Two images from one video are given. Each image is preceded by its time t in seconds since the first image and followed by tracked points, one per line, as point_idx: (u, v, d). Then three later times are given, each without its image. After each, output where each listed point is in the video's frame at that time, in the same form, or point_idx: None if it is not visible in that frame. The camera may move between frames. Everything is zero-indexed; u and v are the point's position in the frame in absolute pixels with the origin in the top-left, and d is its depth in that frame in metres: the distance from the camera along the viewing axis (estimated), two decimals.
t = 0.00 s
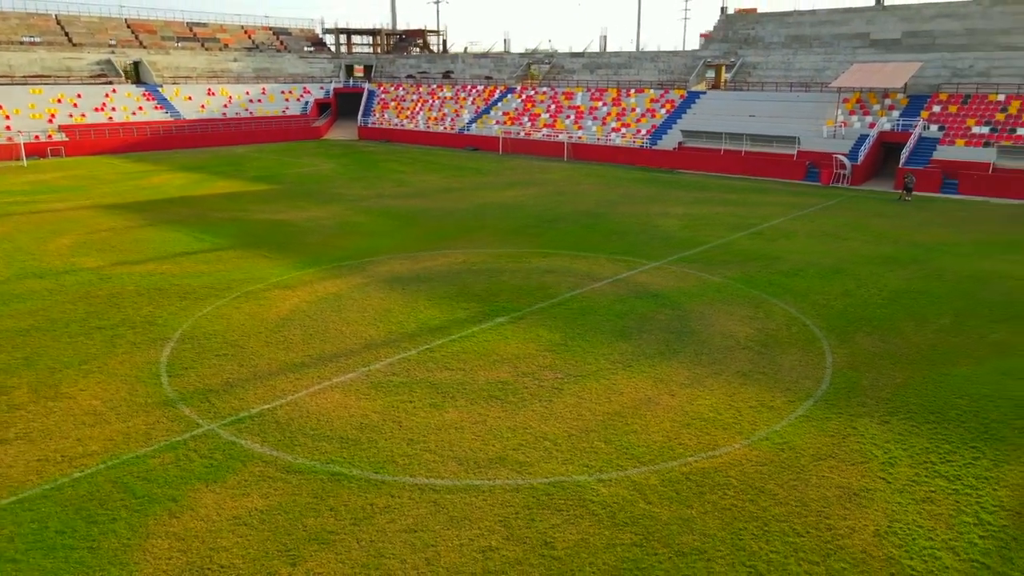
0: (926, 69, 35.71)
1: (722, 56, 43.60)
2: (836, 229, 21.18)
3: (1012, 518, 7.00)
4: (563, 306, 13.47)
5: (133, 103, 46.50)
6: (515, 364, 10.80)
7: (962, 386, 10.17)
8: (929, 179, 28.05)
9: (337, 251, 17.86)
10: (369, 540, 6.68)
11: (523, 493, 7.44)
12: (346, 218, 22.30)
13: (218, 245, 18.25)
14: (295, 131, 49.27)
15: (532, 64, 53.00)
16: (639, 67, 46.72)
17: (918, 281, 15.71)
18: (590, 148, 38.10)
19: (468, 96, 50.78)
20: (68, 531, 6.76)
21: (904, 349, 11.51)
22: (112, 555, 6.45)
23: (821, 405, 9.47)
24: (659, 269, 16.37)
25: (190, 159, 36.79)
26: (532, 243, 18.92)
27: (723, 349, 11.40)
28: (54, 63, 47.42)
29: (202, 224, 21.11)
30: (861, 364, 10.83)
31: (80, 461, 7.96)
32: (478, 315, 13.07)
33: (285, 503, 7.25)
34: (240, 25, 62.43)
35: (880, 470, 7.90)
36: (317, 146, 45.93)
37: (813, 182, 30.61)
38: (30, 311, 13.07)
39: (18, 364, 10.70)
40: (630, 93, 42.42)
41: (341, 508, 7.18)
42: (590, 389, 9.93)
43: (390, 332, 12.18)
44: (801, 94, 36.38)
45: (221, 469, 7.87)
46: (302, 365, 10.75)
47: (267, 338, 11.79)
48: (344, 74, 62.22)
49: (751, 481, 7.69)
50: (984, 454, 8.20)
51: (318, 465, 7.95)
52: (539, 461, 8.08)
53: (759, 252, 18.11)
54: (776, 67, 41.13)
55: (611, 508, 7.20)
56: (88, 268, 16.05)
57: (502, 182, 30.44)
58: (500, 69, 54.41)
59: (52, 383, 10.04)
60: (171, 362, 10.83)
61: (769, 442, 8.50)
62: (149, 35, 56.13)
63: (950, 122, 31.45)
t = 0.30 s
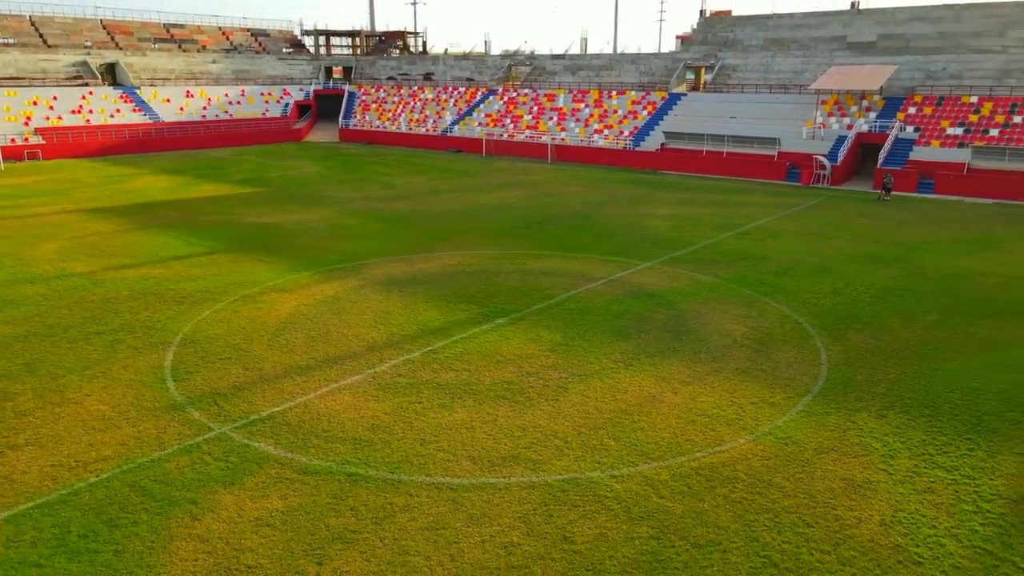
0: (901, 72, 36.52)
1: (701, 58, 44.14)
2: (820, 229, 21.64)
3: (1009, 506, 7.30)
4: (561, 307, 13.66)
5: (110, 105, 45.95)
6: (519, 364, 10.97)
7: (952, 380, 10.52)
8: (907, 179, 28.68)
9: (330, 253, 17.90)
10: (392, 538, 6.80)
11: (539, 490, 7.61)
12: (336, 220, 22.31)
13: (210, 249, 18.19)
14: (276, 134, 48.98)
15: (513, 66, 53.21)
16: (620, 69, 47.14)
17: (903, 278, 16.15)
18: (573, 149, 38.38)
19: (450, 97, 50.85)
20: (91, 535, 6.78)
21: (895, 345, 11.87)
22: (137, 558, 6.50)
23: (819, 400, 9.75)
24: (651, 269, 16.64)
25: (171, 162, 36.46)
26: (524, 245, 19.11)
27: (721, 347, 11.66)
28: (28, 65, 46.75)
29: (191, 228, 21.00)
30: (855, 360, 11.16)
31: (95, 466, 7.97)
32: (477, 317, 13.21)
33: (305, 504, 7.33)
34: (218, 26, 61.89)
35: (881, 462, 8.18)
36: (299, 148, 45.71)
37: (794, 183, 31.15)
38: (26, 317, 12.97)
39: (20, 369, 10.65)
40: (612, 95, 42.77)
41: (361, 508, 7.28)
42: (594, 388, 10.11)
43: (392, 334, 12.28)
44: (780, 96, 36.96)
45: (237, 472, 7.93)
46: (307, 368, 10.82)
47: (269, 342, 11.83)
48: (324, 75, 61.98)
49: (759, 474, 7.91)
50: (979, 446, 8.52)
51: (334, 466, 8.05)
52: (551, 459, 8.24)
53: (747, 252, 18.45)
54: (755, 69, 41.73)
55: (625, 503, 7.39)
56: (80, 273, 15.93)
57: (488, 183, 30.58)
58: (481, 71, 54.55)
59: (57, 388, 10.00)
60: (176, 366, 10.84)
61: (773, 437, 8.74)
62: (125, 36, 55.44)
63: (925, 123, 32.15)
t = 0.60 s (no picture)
0: (881, 74, 37.15)
1: (686, 60, 44.52)
2: (807, 229, 21.98)
3: (1007, 497, 7.55)
4: (559, 307, 13.80)
5: (92, 107, 45.46)
6: (522, 364, 11.09)
7: (945, 376, 10.80)
8: (890, 179, 29.14)
9: (325, 256, 17.90)
10: (410, 536, 6.90)
11: (551, 487, 7.74)
12: (328, 222, 22.28)
13: (203, 252, 18.13)
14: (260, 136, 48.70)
15: (498, 68, 53.32)
16: (605, 71, 47.42)
17: (891, 277, 16.49)
18: (560, 151, 38.58)
19: (435, 99, 50.85)
20: (110, 539, 6.81)
21: (887, 343, 12.14)
22: (158, 559, 6.55)
23: (818, 397, 9.97)
24: (645, 269, 16.84)
25: (156, 165, 36.16)
26: (518, 246, 19.22)
27: (719, 346, 11.86)
28: (7, 66, 46.11)
29: (181, 231, 20.88)
30: (850, 358, 11.41)
31: (107, 470, 7.99)
32: (477, 318, 13.31)
33: (321, 504, 7.41)
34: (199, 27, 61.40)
35: (881, 456, 8.40)
36: (284, 150, 45.49)
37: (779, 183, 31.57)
38: (22, 321, 12.88)
39: (21, 374, 10.59)
40: (597, 96, 42.96)
41: (377, 507, 7.37)
42: (598, 387, 10.25)
43: (393, 335, 12.34)
44: (764, 98, 37.38)
45: (251, 474, 7.98)
46: (311, 370, 10.85)
47: (271, 344, 11.85)
48: (307, 76, 61.75)
49: (765, 470, 8.09)
50: (974, 439, 8.78)
51: (347, 467, 8.13)
52: (561, 457, 8.38)
53: (738, 252, 18.71)
54: (739, 71, 42.21)
55: (636, 499, 7.54)
56: (73, 277, 15.81)
57: (477, 185, 30.66)
58: (466, 72, 54.62)
59: (61, 393, 9.97)
60: (179, 369, 10.84)
61: (776, 433, 8.94)
62: (105, 37, 54.85)
63: (907, 124, 32.58)
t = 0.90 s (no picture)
0: (858, 77, 37.92)
1: (666, 62, 45.01)
2: (792, 229, 22.41)
3: (1004, 486, 7.87)
4: (557, 308, 13.98)
5: (68, 110, 44.84)
6: (526, 365, 11.24)
7: (936, 370, 11.15)
8: (869, 179, 29.71)
9: (318, 259, 17.91)
10: (433, 534, 7.03)
11: (566, 484, 7.91)
12: (317, 225, 22.24)
13: (194, 256, 18.03)
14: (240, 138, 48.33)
15: (479, 70, 53.47)
16: (586, 72, 47.79)
17: (877, 275, 16.92)
18: (543, 153, 38.81)
19: (417, 101, 50.86)
20: (133, 542, 6.85)
21: (879, 339, 12.49)
22: (184, 562, 6.59)
23: (816, 393, 10.25)
24: (637, 269, 17.09)
25: (136, 168, 35.77)
26: (510, 247, 19.37)
27: (717, 345, 12.10)
28: None
29: (170, 235, 20.71)
30: (844, 355, 11.71)
31: (123, 474, 8.02)
32: (477, 319, 13.44)
33: (341, 505, 7.50)
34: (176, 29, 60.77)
35: (882, 449, 8.69)
36: (265, 152, 45.16)
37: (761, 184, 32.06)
38: (19, 327, 12.77)
39: (24, 381, 10.53)
40: (580, 98, 43.13)
41: (396, 507, 7.47)
42: (603, 386, 10.44)
43: (395, 337, 12.43)
44: (744, 100, 37.92)
45: (268, 476, 8.05)
46: (317, 373, 10.92)
47: (274, 348, 11.89)
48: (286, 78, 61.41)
49: (772, 464, 8.33)
50: (969, 432, 9.11)
51: (362, 468, 8.22)
52: (573, 455, 8.55)
53: (728, 252, 19.03)
54: (719, 74, 42.79)
55: (650, 494, 7.73)
56: (65, 282, 15.67)
57: (463, 187, 30.74)
58: (447, 74, 54.70)
59: (67, 399, 9.93)
60: (184, 374, 10.85)
61: (779, 429, 9.19)
62: (80, 38, 54.09)
63: (884, 126, 33.22)
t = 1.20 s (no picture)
0: (836, 79, 38.61)
1: (647, 64, 45.44)
2: (777, 228, 22.81)
3: (1000, 476, 8.18)
4: (555, 309, 14.15)
5: (44, 112, 44.20)
6: (530, 365, 11.39)
7: (927, 366, 11.50)
8: (848, 180, 30.30)
9: (312, 262, 17.91)
10: (454, 533, 7.15)
11: (580, 481, 8.08)
12: (307, 228, 22.20)
13: (186, 260, 17.94)
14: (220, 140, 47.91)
15: (460, 72, 53.52)
16: (568, 74, 48.08)
17: (862, 274, 17.32)
18: (527, 154, 39.00)
19: (398, 102, 50.76)
20: (158, 546, 6.90)
21: (870, 337, 12.83)
22: (211, 564, 6.66)
23: (814, 389, 10.53)
24: (630, 270, 17.32)
25: (116, 171, 35.35)
26: (502, 249, 19.52)
27: (714, 343, 12.36)
28: None
29: (158, 239, 20.55)
30: (838, 352, 12.02)
31: (139, 479, 8.05)
32: (476, 319, 13.56)
33: (360, 505, 7.60)
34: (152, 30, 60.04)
35: (882, 442, 8.97)
36: (246, 155, 44.81)
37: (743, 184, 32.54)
38: (15, 334, 12.67)
39: (26, 387, 10.46)
40: (562, 100, 43.37)
41: (416, 506, 7.58)
42: (607, 385, 10.63)
43: (398, 339, 12.52)
44: (725, 102, 38.42)
45: (285, 478, 8.12)
46: (323, 375, 10.99)
47: (277, 351, 11.92)
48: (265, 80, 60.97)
49: (777, 459, 8.58)
50: (963, 424, 9.44)
51: (378, 469, 8.32)
52: (584, 452, 8.73)
53: (716, 252, 19.34)
54: (699, 75, 43.28)
55: (663, 490, 7.92)
56: (57, 287, 15.53)
57: (450, 189, 30.81)
58: (428, 76, 54.72)
59: (73, 405, 9.90)
60: (189, 378, 10.86)
61: (782, 424, 9.45)
62: (54, 40, 53.23)
63: (861, 127, 33.87)
